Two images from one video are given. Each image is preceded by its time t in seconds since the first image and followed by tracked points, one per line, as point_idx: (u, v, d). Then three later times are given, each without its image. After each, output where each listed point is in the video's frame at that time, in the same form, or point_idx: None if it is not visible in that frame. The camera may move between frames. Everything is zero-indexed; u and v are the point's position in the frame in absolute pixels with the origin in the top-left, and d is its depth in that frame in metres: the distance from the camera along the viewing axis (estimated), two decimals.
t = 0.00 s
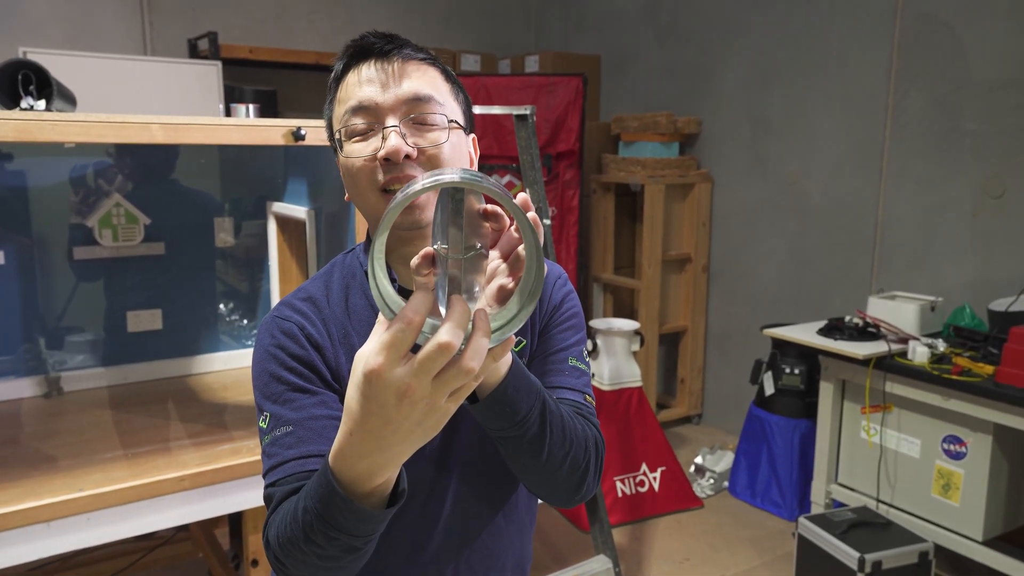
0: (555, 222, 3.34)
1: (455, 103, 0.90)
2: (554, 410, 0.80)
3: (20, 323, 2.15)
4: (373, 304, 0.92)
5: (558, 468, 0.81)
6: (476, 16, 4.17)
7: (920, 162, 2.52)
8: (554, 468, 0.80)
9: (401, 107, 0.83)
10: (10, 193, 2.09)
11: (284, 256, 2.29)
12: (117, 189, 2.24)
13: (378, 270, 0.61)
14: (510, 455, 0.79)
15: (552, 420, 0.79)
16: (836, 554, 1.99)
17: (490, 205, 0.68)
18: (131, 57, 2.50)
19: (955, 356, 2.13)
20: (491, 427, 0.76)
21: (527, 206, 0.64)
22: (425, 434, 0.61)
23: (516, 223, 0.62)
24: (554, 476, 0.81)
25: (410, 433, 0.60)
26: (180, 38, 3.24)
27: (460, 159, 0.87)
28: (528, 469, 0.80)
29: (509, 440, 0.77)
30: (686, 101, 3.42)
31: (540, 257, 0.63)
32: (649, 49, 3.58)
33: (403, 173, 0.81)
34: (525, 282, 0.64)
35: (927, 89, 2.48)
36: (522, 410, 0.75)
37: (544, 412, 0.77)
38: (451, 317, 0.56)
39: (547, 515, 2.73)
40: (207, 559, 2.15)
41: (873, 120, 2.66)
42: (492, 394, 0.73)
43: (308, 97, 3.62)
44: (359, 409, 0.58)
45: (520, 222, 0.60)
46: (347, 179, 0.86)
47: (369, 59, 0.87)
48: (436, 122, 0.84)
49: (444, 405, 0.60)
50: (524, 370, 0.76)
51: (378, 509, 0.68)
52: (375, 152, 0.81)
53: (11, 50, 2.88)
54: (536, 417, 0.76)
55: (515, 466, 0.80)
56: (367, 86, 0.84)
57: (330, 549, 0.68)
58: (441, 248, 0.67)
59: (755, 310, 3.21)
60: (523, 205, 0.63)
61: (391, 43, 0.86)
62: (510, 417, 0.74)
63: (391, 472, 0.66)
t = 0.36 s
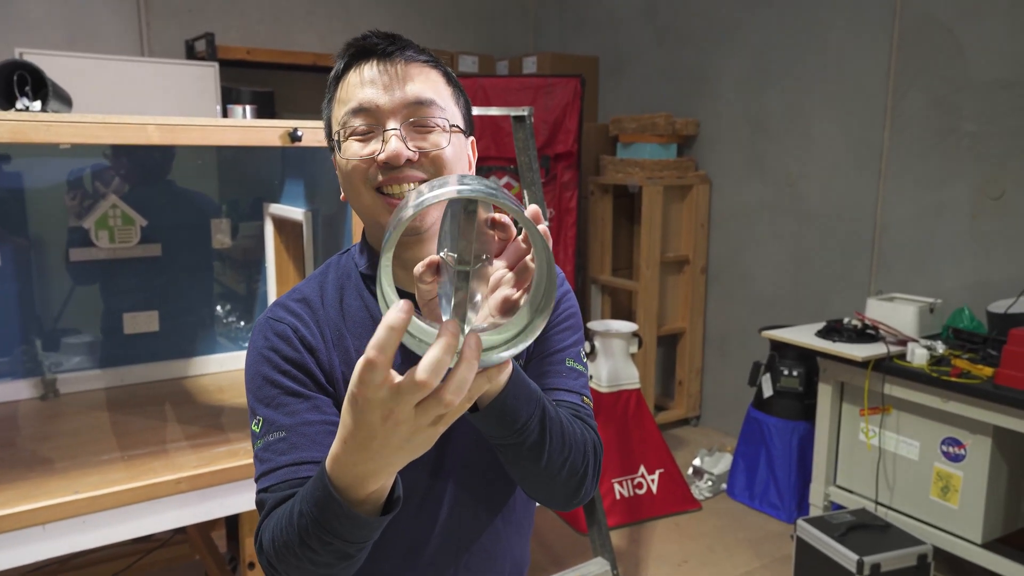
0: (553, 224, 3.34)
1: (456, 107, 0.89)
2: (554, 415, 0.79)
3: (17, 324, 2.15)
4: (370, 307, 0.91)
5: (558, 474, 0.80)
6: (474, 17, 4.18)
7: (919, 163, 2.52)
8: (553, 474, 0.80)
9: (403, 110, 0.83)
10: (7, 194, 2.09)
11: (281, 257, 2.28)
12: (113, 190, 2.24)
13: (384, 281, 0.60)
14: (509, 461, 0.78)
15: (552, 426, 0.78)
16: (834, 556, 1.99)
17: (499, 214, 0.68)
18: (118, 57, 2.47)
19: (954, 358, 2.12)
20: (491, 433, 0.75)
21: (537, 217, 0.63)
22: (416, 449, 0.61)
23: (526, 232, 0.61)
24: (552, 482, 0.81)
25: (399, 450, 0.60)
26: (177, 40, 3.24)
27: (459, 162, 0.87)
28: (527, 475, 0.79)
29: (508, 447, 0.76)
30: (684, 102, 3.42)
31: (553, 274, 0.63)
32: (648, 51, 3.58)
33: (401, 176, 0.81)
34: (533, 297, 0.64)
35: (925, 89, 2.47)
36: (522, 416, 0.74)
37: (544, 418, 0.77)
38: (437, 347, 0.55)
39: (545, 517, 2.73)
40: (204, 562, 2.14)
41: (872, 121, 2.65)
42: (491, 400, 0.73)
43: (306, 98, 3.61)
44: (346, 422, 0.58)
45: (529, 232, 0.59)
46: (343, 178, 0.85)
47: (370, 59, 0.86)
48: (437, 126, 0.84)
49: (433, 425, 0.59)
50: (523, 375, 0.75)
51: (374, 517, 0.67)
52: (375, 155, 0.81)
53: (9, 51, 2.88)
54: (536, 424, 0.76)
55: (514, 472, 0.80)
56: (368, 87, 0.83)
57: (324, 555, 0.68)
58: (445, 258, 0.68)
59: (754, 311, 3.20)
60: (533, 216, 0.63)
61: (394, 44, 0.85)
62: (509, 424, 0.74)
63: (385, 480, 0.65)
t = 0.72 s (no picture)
0: (554, 224, 3.34)
1: (466, 113, 0.89)
2: (557, 405, 0.79)
3: (18, 324, 2.15)
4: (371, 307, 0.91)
5: (560, 463, 0.80)
6: (474, 17, 4.18)
7: (920, 163, 2.52)
8: (555, 463, 0.79)
9: (412, 121, 0.82)
10: (7, 194, 2.09)
11: (281, 257, 2.29)
12: (114, 190, 2.24)
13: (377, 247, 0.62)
14: (511, 447, 0.78)
15: (554, 414, 0.78)
16: (835, 556, 1.99)
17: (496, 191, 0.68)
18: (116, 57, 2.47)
19: (954, 358, 2.12)
20: (492, 420, 0.75)
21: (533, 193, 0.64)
22: (392, 416, 0.62)
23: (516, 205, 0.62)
24: (553, 471, 0.80)
25: (371, 416, 0.62)
26: (177, 40, 3.24)
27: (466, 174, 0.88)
28: (529, 463, 0.79)
29: (510, 434, 0.76)
30: (684, 102, 3.42)
31: (541, 247, 0.61)
32: (648, 51, 3.58)
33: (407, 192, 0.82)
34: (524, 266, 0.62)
35: (926, 90, 2.47)
36: (523, 402, 0.74)
37: (546, 405, 0.77)
38: (373, 319, 0.57)
39: (545, 516, 2.73)
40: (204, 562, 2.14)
41: (872, 121, 2.65)
42: (493, 387, 0.73)
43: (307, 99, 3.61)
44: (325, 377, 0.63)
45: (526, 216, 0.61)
46: (350, 184, 0.86)
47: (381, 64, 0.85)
48: (445, 140, 0.83)
49: (397, 395, 0.60)
50: (526, 362, 0.75)
51: (369, 481, 0.68)
52: (383, 169, 0.82)
53: (9, 51, 2.88)
54: (537, 410, 0.75)
55: (515, 460, 0.80)
56: (378, 96, 0.82)
57: (320, 528, 0.68)
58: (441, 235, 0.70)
59: (754, 311, 3.20)
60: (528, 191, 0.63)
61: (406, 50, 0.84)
62: (510, 411, 0.74)
63: (376, 443, 0.66)
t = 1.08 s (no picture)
0: (553, 223, 3.35)
1: (470, 115, 0.89)
2: (552, 409, 0.79)
3: (19, 323, 2.15)
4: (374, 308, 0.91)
5: (557, 467, 0.80)
6: (474, 16, 4.18)
7: (919, 162, 2.52)
8: (552, 467, 0.80)
9: (417, 122, 0.82)
10: (8, 193, 2.09)
11: (281, 255, 2.29)
12: (114, 189, 2.24)
13: (369, 256, 0.60)
14: (508, 453, 0.78)
15: (550, 419, 0.78)
16: (834, 554, 1.99)
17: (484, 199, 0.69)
18: (117, 57, 2.47)
19: (953, 357, 2.13)
20: (489, 425, 0.76)
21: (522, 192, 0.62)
22: (398, 421, 0.64)
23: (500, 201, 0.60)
24: (552, 474, 0.81)
25: (376, 422, 0.64)
26: (177, 39, 3.24)
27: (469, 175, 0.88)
28: (526, 468, 0.80)
29: (506, 439, 0.77)
30: (684, 101, 3.42)
31: (530, 252, 0.60)
32: (648, 50, 3.58)
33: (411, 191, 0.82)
34: (515, 271, 0.61)
35: (926, 89, 2.48)
36: (518, 408, 0.74)
37: (541, 410, 0.77)
38: (363, 332, 0.59)
39: (544, 514, 2.74)
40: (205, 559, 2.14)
41: (872, 121, 2.66)
42: (489, 392, 0.73)
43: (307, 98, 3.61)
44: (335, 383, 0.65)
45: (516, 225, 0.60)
46: (354, 184, 0.87)
47: (387, 64, 0.85)
48: (450, 142, 0.84)
49: (398, 402, 0.62)
50: (521, 369, 0.76)
51: (376, 487, 0.69)
52: (386, 169, 0.82)
53: (9, 50, 2.88)
54: (533, 416, 0.76)
55: (513, 465, 0.80)
56: (383, 96, 0.82)
57: (325, 531, 0.69)
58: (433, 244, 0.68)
59: (753, 310, 3.21)
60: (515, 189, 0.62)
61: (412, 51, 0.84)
62: (506, 417, 0.74)
63: (385, 449, 0.67)
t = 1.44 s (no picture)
0: (552, 222, 3.35)
1: (443, 102, 0.89)
2: (551, 410, 0.80)
3: (18, 322, 2.15)
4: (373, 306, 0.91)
5: (556, 467, 0.81)
6: (473, 16, 4.18)
7: (916, 162, 2.53)
8: (551, 465, 0.80)
9: (388, 113, 0.83)
10: (7, 193, 2.09)
11: (280, 254, 2.29)
12: (113, 189, 2.24)
13: (367, 264, 0.61)
14: (508, 453, 0.79)
15: (549, 419, 0.79)
16: (831, 552, 2.00)
17: (484, 207, 0.68)
18: (117, 56, 2.47)
19: (949, 356, 2.14)
20: (488, 426, 0.76)
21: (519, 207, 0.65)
22: (394, 425, 0.65)
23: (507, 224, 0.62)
24: (551, 474, 0.81)
25: (373, 424, 0.65)
26: (176, 38, 3.24)
27: (450, 158, 0.87)
28: (526, 468, 0.80)
29: (506, 440, 0.77)
30: (682, 101, 3.43)
31: (529, 257, 0.62)
32: (646, 49, 3.58)
33: (393, 179, 0.81)
34: (514, 279, 0.63)
35: (923, 89, 2.48)
36: (518, 409, 0.75)
37: (541, 412, 0.77)
38: (358, 339, 0.59)
39: (543, 513, 2.74)
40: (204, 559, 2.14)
41: (869, 120, 2.66)
42: (489, 394, 0.73)
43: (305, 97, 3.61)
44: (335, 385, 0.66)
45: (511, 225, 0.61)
46: (344, 187, 0.87)
47: (352, 65, 0.86)
48: (423, 127, 0.84)
49: (394, 405, 0.63)
50: (521, 370, 0.76)
51: (376, 486, 0.69)
52: (366, 162, 0.82)
53: (8, 49, 2.88)
54: (532, 418, 0.76)
55: (513, 465, 0.81)
56: (353, 95, 0.83)
57: (326, 529, 0.70)
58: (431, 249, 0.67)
59: (751, 309, 3.21)
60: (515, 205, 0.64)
61: (373, 48, 0.85)
62: (506, 418, 0.74)
63: (384, 449, 0.68)
